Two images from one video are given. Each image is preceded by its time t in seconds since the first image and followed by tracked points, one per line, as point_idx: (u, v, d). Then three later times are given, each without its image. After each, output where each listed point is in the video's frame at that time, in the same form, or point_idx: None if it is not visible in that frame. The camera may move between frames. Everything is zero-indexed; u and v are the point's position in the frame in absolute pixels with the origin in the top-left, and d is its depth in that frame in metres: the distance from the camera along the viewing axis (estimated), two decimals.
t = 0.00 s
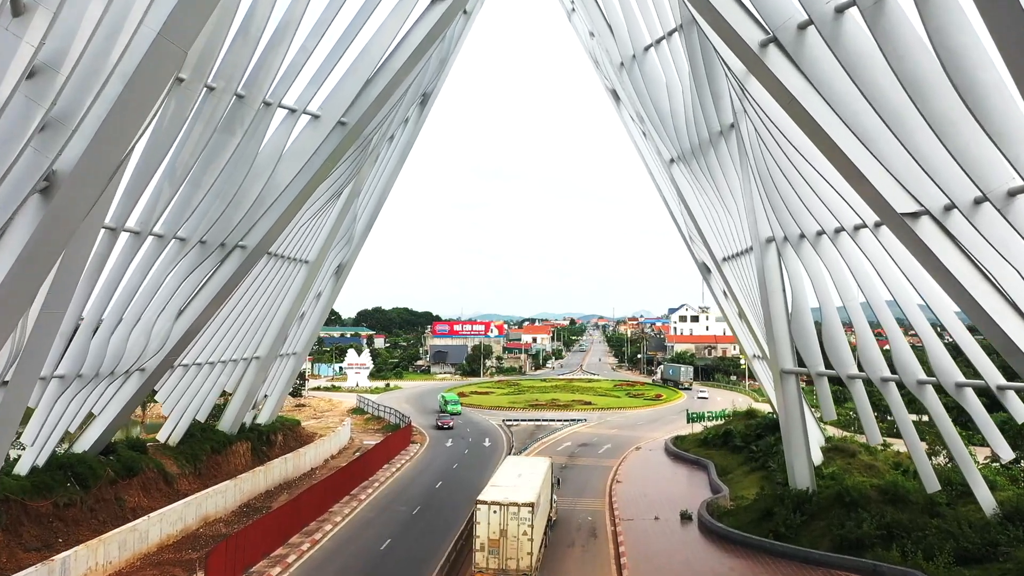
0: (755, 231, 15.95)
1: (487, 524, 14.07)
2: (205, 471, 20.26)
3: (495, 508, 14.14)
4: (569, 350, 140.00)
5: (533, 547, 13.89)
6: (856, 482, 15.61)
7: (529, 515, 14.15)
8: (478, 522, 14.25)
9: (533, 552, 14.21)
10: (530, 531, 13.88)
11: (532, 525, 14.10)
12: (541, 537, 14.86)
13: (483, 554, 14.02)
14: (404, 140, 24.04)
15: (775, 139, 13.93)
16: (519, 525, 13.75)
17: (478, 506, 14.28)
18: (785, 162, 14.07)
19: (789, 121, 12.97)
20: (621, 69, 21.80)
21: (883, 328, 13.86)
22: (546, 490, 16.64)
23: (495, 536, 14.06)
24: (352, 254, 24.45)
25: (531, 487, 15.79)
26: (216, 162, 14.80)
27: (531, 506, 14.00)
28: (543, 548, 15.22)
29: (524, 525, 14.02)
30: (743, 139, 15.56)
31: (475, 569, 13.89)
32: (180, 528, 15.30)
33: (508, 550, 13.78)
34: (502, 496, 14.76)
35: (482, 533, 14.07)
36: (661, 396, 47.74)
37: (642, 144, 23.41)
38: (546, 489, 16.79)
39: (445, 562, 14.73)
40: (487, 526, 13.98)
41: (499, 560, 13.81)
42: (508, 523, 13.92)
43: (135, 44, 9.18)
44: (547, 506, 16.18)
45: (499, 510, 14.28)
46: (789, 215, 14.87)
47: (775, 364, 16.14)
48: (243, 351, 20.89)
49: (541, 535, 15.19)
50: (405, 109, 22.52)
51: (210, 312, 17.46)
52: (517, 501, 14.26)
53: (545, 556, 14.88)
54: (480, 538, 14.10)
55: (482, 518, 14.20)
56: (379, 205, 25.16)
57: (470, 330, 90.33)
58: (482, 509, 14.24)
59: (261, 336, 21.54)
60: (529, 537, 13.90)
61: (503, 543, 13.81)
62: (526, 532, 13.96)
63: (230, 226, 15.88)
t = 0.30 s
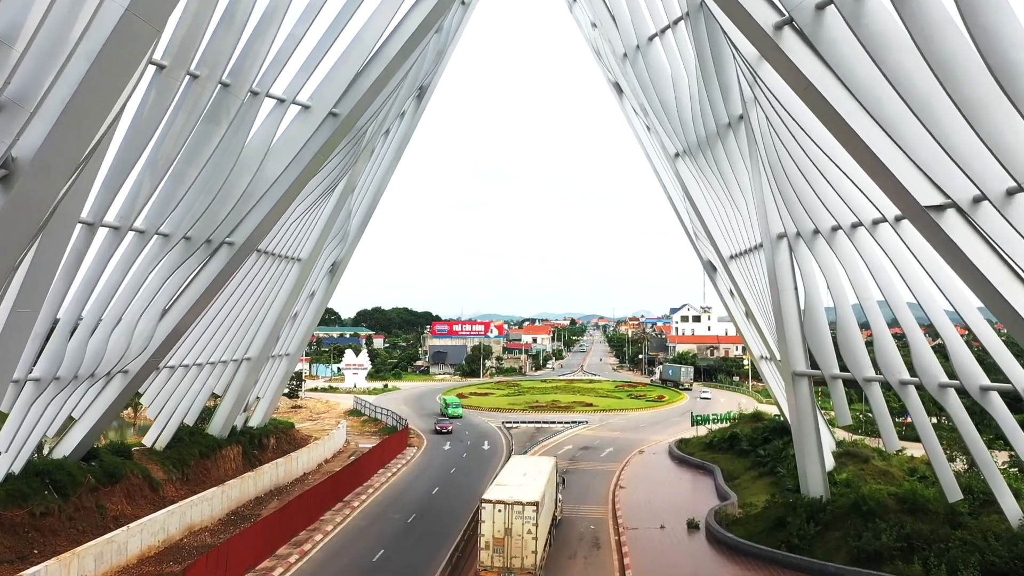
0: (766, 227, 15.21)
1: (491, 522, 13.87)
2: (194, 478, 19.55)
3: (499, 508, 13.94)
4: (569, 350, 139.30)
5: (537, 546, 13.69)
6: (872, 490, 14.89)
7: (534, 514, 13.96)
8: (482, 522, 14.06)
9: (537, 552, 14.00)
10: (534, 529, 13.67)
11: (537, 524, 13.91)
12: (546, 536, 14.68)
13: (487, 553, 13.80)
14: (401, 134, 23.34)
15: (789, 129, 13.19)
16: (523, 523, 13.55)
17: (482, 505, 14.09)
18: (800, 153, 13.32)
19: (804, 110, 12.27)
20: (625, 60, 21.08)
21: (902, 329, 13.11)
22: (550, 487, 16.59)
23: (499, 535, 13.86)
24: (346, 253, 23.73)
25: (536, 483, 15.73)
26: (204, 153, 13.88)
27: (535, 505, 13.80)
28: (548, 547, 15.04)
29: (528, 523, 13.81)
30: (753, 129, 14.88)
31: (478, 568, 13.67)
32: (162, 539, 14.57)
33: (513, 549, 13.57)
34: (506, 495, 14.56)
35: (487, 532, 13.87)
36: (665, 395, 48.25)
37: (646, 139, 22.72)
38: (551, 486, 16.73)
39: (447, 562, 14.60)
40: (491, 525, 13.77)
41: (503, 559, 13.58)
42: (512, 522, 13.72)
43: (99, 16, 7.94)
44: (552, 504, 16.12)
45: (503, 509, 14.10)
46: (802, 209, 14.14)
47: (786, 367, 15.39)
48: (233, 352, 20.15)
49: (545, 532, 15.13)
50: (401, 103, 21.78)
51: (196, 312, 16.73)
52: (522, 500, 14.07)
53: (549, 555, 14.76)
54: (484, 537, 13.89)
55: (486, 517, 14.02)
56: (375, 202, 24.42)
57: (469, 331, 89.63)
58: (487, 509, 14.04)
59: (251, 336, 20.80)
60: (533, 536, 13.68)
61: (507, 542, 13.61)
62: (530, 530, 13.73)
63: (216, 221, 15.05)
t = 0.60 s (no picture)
0: (778, 222, 14.51)
1: (496, 521, 13.73)
2: (180, 483, 18.81)
3: (504, 506, 13.85)
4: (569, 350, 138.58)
5: (543, 545, 13.58)
6: (890, 498, 14.16)
7: (539, 513, 13.85)
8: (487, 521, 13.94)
9: (543, 551, 13.89)
10: (539, 528, 13.54)
11: (542, 522, 13.80)
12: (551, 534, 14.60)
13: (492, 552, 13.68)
14: (397, 128, 22.60)
15: (804, 119, 12.48)
16: (528, 522, 13.43)
17: (488, 503, 14.00)
18: (815, 144, 12.62)
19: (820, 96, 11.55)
20: (628, 51, 20.33)
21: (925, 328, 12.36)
22: (555, 486, 16.48)
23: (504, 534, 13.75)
24: (340, 250, 23.01)
25: (540, 482, 15.65)
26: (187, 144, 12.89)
27: (541, 503, 13.71)
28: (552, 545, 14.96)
29: (534, 522, 13.70)
30: (763, 119, 14.17)
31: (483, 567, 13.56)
32: (142, 551, 13.81)
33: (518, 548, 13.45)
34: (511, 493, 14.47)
35: (491, 531, 13.74)
36: (667, 396, 48.56)
37: (650, 133, 21.99)
38: (556, 484, 16.64)
39: (451, 562, 14.59)
40: (496, 523, 13.63)
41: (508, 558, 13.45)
42: (517, 520, 13.60)
43: None
44: (557, 503, 16.02)
45: (509, 508, 13.99)
46: (816, 202, 13.42)
47: (799, 368, 14.68)
48: (222, 353, 19.44)
49: (550, 531, 15.01)
50: (397, 96, 21.07)
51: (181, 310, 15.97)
52: (527, 499, 13.98)
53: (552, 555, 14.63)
54: (489, 535, 13.76)
55: (491, 515, 13.91)
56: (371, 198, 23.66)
57: (468, 331, 88.87)
58: (492, 506, 13.95)
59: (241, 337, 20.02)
60: (538, 535, 13.57)
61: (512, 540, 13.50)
62: (536, 529, 13.62)
63: (201, 215, 14.28)
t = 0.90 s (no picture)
0: (790, 216, 13.78)
1: (502, 520, 13.74)
2: (166, 490, 18.07)
3: (510, 505, 13.78)
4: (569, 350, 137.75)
5: (548, 544, 13.51)
6: (911, 507, 13.44)
7: (544, 511, 13.80)
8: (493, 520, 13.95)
9: (548, 550, 13.84)
10: (544, 527, 13.50)
11: (547, 521, 13.74)
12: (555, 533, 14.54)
13: (497, 551, 13.63)
14: (393, 122, 21.89)
15: (821, 107, 11.76)
16: (533, 521, 13.40)
17: (493, 502, 13.93)
18: (833, 134, 11.89)
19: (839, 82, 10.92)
20: (632, 40, 19.61)
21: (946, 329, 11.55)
22: (560, 487, 16.43)
23: (509, 533, 13.68)
24: (334, 248, 22.28)
25: (545, 482, 15.61)
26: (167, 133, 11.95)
27: (546, 502, 13.63)
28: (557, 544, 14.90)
29: (539, 521, 13.67)
30: (776, 109, 13.46)
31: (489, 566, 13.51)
32: (121, 564, 13.05)
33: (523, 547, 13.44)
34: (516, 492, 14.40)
35: (496, 530, 13.69)
36: (668, 396, 48.69)
37: (655, 126, 21.28)
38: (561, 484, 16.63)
39: (453, 563, 14.62)
40: (500, 522, 13.63)
41: (513, 557, 13.45)
42: (522, 519, 13.58)
43: None
44: (562, 503, 15.99)
45: (514, 507, 13.94)
46: (832, 196, 12.69)
47: (813, 372, 13.93)
48: (210, 354, 18.72)
49: (556, 531, 14.99)
50: (392, 89, 20.36)
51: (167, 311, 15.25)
52: (532, 497, 13.92)
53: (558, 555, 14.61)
54: (494, 535, 13.77)
55: (496, 514, 13.86)
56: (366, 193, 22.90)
57: (468, 330, 88.09)
58: (497, 506, 13.94)
59: (229, 338, 19.25)
60: (543, 534, 13.54)
61: (518, 540, 13.44)
62: (541, 528, 13.58)
63: (183, 210, 13.50)
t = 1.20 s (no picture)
0: (805, 211, 13.05)
1: (507, 519, 13.68)
2: (151, 497, 17.34)
3: (515, 504, 13.74)
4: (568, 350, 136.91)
5: (553, 543, 13.45)
6: (933, 519, 12.73)
7: (550, 511, 13.75)
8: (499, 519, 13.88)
9: (553, 549, 13.79)
10: (549, 526, 13.44)
11: (553, 520, 13.69)
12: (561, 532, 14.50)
13: (503, 550, 13.58)
14: (388, 115, 21.16)
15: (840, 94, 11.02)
16: (538, 520, 13.34)
17: (499, 500, 13.88)
18: (853, 122, 11.15)
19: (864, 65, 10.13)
20: (636, 29, 18.87)
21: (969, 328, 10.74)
22: (566, 487, 16.38)
23: (514, 532, 13.63)
24: (328, 246, 21.55)
25: (551, 482, 15.55)
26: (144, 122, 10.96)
27: (552, 501, 13.58)
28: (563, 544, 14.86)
29: (544, 520, 13.60)
30: (790, 97, 12.74)
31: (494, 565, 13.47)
32: None
33: (528, 546, 13.37)
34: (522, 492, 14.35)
35: (502, 529, 13.64)
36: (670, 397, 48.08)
37: (659, 119, 20.56)
38: (567, 483, 16.64)
39: (457, 563, 14.63)
40: (507, 522, 13.56)
41: (519, 556, 13.38)
42: (527, 519, 13.53)
43: None
44: (568, 504, 15.95)
45: (519, 506, 13.89)
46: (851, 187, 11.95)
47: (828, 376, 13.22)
48: (198, 356, 18.00)
49: (562, 531, 14.94)
50: (387, 81, 19.64)
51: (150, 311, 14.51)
52: (537, 497, 13.86)
53: (562, 554, 14.55)
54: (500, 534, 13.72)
55: (502, 513, 13.81)
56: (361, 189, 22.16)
57: (467, 330, 87.37)
58: (503, 505, 13.89)
59: (218, 340, 18.47)
60: (549, 532, 13.49)
61: (523, 539, 13.39)
62: (546, 527, 13.52)
63: (165, 202, 12.70)
